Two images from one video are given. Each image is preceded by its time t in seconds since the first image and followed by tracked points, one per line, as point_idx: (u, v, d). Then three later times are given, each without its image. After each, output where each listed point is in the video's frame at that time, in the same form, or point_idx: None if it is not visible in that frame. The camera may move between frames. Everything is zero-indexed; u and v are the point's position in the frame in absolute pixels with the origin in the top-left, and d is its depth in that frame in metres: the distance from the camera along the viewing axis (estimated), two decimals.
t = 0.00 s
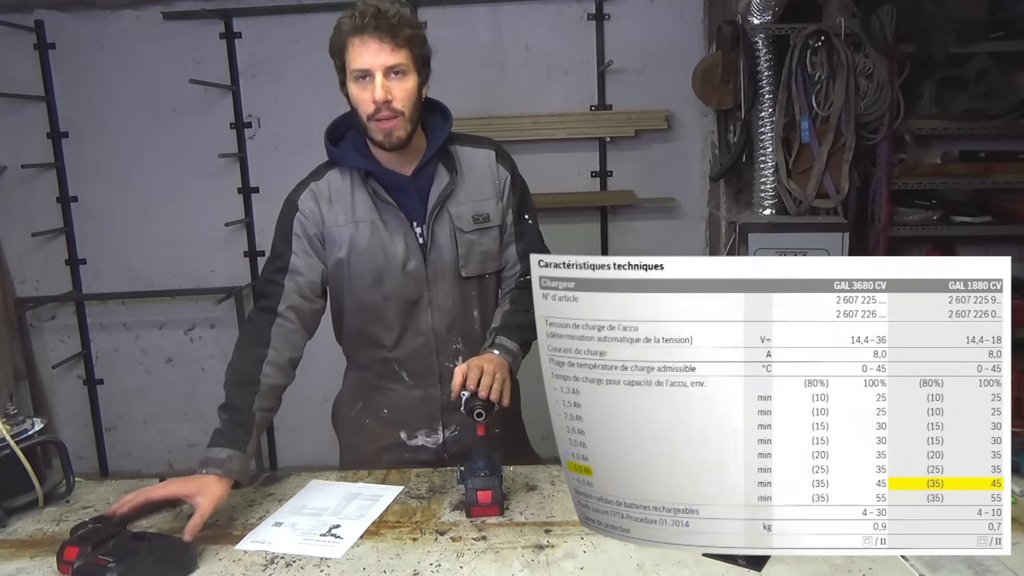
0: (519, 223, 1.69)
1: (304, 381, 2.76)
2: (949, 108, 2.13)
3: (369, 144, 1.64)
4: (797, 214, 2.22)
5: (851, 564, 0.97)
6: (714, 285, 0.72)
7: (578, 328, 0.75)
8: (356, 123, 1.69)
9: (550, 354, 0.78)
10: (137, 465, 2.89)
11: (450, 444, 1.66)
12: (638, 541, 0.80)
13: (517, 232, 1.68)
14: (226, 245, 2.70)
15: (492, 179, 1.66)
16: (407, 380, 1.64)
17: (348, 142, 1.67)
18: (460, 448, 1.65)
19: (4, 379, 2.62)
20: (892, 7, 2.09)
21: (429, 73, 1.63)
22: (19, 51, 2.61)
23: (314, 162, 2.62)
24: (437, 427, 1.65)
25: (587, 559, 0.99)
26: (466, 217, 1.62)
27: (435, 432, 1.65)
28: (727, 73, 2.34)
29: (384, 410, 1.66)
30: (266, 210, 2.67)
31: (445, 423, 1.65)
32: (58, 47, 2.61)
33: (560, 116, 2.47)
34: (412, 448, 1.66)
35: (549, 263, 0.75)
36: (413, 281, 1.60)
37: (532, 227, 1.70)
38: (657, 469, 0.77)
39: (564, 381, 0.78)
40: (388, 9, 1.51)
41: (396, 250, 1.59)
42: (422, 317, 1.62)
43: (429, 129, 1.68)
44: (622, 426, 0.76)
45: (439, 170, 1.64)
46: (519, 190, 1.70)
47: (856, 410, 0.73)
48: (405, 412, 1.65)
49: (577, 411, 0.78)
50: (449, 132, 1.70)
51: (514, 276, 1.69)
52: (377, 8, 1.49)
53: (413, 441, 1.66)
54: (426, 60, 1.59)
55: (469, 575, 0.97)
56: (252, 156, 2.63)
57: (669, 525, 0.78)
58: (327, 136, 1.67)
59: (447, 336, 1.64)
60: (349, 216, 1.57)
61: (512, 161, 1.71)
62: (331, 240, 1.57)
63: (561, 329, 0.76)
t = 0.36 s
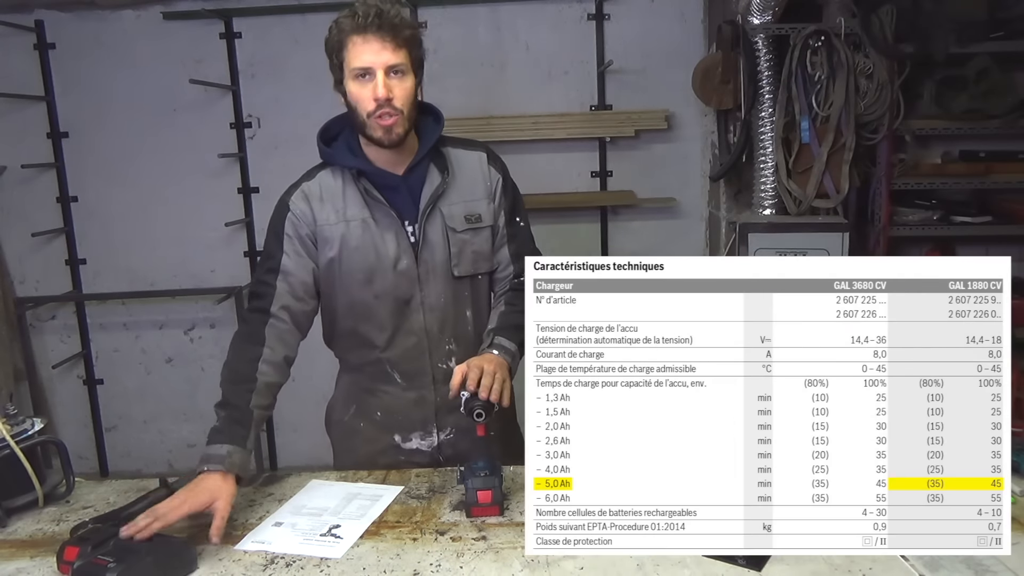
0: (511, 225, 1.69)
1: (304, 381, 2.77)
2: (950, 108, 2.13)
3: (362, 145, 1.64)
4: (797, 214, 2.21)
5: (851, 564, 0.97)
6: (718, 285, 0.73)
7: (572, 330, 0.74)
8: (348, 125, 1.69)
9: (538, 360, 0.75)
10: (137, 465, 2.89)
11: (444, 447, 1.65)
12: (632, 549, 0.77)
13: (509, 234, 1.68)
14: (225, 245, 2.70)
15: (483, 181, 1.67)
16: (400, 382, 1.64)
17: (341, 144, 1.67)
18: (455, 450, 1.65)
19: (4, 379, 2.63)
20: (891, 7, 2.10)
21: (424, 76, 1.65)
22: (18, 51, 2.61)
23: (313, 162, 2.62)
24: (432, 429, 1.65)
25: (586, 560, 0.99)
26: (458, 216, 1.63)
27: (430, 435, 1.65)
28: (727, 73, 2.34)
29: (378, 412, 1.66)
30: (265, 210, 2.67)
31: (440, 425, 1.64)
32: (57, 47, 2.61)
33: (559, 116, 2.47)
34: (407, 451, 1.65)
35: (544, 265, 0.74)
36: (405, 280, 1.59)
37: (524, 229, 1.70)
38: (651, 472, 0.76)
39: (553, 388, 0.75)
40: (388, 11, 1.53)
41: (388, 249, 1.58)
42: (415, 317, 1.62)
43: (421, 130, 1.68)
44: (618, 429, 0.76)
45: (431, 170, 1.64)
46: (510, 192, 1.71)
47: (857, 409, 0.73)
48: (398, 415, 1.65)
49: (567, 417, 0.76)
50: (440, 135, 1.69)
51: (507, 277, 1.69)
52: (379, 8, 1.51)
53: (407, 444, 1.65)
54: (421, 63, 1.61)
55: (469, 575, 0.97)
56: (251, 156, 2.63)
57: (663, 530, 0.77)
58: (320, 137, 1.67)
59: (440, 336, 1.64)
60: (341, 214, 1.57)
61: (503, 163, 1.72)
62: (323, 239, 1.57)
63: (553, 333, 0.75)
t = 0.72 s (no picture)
0: (521, 228, 1.68)
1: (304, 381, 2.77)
2: (949, 108, 2.13)
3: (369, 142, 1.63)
4: (797, 214, 2.21)
5: (851, 564, 0.97)
6: (718, 285, 0.73)
7: (572, 330, 0.74)
8: (356, 123, 1.69)
9: (538, 360, 0.75)
10: (137, 465, 2.90)
11: (446, 449, 1.65)
12: (632, 549, 0.77)
13: (519, 237, 1.68)
14: (226, 245, 2.70)
15: (491, 182, 1.66)
16: (401, 382, 1.64)
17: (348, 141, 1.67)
18: (457, 452, 1.65)
19: (4, 379, 2.63)
20: (891, 7, 2.09)
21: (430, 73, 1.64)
22: (18, 51, 2.61)
23: (314, 162, 2.62)
24: (434, 430, 1.65)
25: (587, 560, 0.99)
26: (464, 216, 1.62)
27: (432, 436, 1.65)
28: (727, 73, 2.34)
29: (379, 412, 1.66)
30: (265, 210, 2.66)
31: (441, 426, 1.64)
32: (57, 47, 2.61)
33: (559, 116, 2.47)
34: (409, 452, 1.65)
35: (544, 265, 0.74)
36: (406, 278, 1.59)
37: (534, 233, 1.69)
38: (653, 472, 0.76)
39: (553, 388, 0.75)
40: (397, 9, 1.54)
41: (389, 246, 1.59)
42: (416, 316, 1.61)
43: (428, 128, 1.67)
44: (618, 429, 0.76)
45: (437, 169, 1.64)
46: (520, 195, 1.70)
47: (857, 409, 0.73)
48: (399, 415, 1.65)
49: (567, 417, 0.76)
50: (449, 133, 1.69)
51: (514, 278, 1.69)
52: (387, 6, 1.53)
53: (409, 444, 1.66)
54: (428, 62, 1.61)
55: (469, 575, 0.97)
56: (252, 156, 2.63)
57: (663, 530, 0.77)
58: (327, 134, 1.67)
59: (440, 335, 1.63)
60: (342, 212, 1.59)
61: (513, 165, 1.70)
62: (324, 236, 1.60)
63: (553, 333, 0.75)
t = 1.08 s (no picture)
0: (524, 234, 1.68)
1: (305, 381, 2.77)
2: (949, 108, 2.13)
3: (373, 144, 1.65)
4: (797, 215, 2.22)
5: (851, 564, 0.97)
6: (718, 285, 0.73)
7: (572, 330, 0.74)
8: (362, 124, 1.71)
9: (538, 360, 0.75)
10: (138, 465, 2.90)
11: (438, 449, 1.65)
12: (632, 549, 0.77)
13: (521, 243, 1.68)
14: (225, 245, 2.70)
15: (493, 187, 1.65)
16: (394, 381, 1.63)
17: (353, 142, 1.68)
18: (449, 452, 1.65)
19: (4, 380, 2.62)
20: (891, 7, 2.10)
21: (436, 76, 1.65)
22: (18, 51, 2.61)
23: (313, 162, 2.62)
24: (425, 430, 1.64)
25: (586, 560, 0.99)
26: (463, 220, 1.62)
27: (423, 436, 1.64)
28: (727, 73, 2.34)
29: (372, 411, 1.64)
30: (265, 210, 2.66)
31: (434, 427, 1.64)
32: (57, 47, 2.61)
33: (559, 116, 2.47)
34: (400, 450, 1.64)
35: (544, 265, 0.74)
36: (402, 279, 1.59)
37: (537, 240, 1.69)
38: (652, 473, 0.76)
39: (553, 388, 0.75)
40: (404, 13, 1.54)
41: (386, 249, 1.58)
42: (410, 319, 1.62)
43: (433, 131, 1.66)
44: (618, 429, 0.76)
45: (438, 172, 1.63)
46: (523, 201, 1.69)
47: (857, 409, 0.73)
48: (392, 414, 1.63)
49: (567, 417, 0.76)
50: (453, 137, 1.68)
51: (514, 284, 1.68)
52: (395, 10, 1.53)
53: (400, 443, 1.64)
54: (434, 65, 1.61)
55: (469, 575, 0.97)
56: (251, 156, 2.63)
57: (663, 530, 0.77)
58: (333, 134, 1.68)
59: (435, 339, 1.64)
60: (340, 213, 1.59)
61: (517, 170, 1.70)
62: (323, 236, 1.60)
63: (553, 333, 0.75)
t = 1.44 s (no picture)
0: (526, 234, 1.66)
1: (305, 381, 2.77)
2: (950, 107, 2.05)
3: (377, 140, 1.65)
4: (797, 215, 2.22)
5: (852, 564, 0.97)
6: (718, 285, 0.73)
7: (572, 330, 0.74)
8: (366, 119, 1.70)
9: (538, 360, 0.75)
10: (138, 465, 2.87)
11: (430, 447, 1.65)
12: (632, 549, 0.77)
13: (524, 244, 1.66)
14: (225, 245, 2.70)
15: (493, 188, 1.65)
16: (387, 377, 1.63)
17: (357, 137, 1.67)
18: (441, 451, 1.65)
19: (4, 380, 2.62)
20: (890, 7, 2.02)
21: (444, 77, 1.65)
22: (18, 51, 2.61)
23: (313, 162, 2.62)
24: (417, 428, 1.65)
25: (587, 560, 0.99)
26: (462, 219, 1.61)
27: (416, 434, 1.65)
28: (727, 73, 2.34)
29: (366, 409, 1.66)
30: (265, 210, 2.66)
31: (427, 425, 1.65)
32: (57, 47, 2.61)
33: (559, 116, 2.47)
34: (393, 449, 1.66)
35: (544, 265, 0.74)
36: (399, 276, 1.60)
37: (539, 238, 1.67)
38: (652, 473, 0.76)
39: (553, 388, 0.75)
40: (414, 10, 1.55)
41: (385, 243, 1.58)
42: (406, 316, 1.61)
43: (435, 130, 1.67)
44: (617, 429, 0.76)
45: (439, 170, 1.64)
46: (524, 202, 1.68)
47: (857, 409, 0.73)
48: (384, 412, 1.65)
49: (567, 417, 0.76)
50: (454, 138, 1.68)
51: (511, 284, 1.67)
52: (406, 7, 1.53)
53: (393, 442, 1.66)
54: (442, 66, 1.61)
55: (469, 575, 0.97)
56: (252, 156, 2.63)
57: (663, 530, 0.77)
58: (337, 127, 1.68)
59: (430, 334, 1.61)
60: (341, 205, 1.59)
61: (518, 173, 1.69)
62: (323, 227, 1.60)
63: (553, 333, 0.75)
